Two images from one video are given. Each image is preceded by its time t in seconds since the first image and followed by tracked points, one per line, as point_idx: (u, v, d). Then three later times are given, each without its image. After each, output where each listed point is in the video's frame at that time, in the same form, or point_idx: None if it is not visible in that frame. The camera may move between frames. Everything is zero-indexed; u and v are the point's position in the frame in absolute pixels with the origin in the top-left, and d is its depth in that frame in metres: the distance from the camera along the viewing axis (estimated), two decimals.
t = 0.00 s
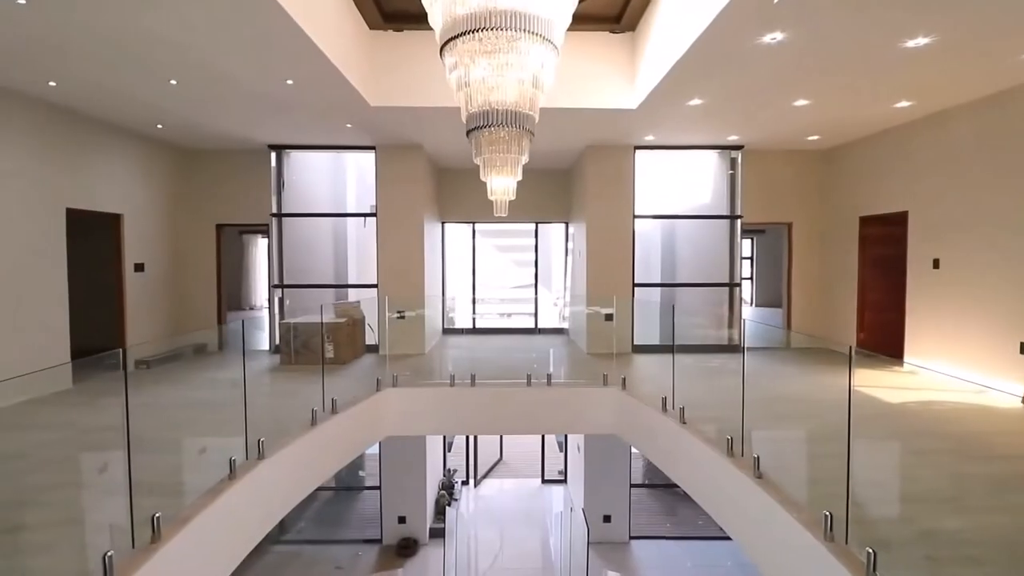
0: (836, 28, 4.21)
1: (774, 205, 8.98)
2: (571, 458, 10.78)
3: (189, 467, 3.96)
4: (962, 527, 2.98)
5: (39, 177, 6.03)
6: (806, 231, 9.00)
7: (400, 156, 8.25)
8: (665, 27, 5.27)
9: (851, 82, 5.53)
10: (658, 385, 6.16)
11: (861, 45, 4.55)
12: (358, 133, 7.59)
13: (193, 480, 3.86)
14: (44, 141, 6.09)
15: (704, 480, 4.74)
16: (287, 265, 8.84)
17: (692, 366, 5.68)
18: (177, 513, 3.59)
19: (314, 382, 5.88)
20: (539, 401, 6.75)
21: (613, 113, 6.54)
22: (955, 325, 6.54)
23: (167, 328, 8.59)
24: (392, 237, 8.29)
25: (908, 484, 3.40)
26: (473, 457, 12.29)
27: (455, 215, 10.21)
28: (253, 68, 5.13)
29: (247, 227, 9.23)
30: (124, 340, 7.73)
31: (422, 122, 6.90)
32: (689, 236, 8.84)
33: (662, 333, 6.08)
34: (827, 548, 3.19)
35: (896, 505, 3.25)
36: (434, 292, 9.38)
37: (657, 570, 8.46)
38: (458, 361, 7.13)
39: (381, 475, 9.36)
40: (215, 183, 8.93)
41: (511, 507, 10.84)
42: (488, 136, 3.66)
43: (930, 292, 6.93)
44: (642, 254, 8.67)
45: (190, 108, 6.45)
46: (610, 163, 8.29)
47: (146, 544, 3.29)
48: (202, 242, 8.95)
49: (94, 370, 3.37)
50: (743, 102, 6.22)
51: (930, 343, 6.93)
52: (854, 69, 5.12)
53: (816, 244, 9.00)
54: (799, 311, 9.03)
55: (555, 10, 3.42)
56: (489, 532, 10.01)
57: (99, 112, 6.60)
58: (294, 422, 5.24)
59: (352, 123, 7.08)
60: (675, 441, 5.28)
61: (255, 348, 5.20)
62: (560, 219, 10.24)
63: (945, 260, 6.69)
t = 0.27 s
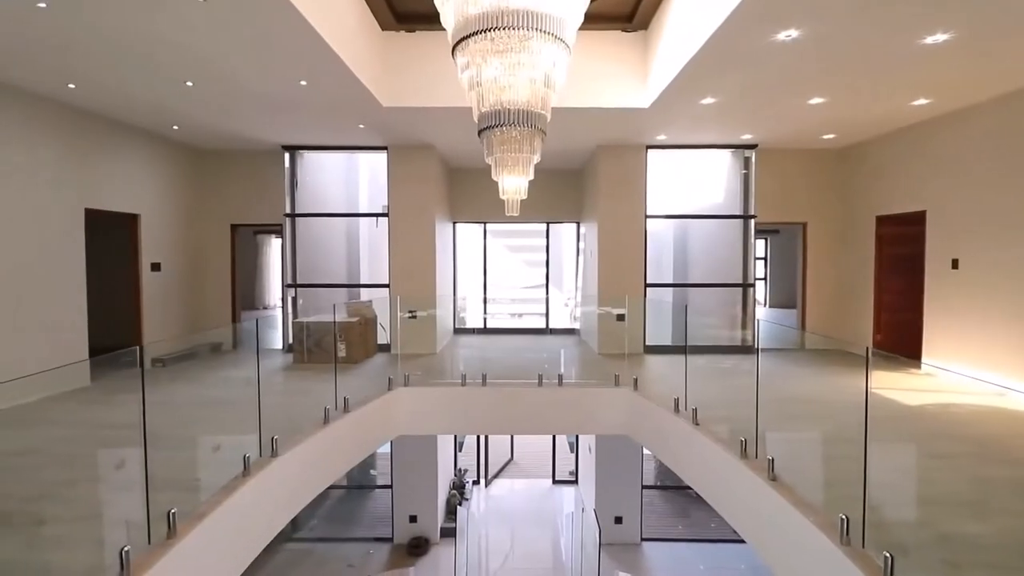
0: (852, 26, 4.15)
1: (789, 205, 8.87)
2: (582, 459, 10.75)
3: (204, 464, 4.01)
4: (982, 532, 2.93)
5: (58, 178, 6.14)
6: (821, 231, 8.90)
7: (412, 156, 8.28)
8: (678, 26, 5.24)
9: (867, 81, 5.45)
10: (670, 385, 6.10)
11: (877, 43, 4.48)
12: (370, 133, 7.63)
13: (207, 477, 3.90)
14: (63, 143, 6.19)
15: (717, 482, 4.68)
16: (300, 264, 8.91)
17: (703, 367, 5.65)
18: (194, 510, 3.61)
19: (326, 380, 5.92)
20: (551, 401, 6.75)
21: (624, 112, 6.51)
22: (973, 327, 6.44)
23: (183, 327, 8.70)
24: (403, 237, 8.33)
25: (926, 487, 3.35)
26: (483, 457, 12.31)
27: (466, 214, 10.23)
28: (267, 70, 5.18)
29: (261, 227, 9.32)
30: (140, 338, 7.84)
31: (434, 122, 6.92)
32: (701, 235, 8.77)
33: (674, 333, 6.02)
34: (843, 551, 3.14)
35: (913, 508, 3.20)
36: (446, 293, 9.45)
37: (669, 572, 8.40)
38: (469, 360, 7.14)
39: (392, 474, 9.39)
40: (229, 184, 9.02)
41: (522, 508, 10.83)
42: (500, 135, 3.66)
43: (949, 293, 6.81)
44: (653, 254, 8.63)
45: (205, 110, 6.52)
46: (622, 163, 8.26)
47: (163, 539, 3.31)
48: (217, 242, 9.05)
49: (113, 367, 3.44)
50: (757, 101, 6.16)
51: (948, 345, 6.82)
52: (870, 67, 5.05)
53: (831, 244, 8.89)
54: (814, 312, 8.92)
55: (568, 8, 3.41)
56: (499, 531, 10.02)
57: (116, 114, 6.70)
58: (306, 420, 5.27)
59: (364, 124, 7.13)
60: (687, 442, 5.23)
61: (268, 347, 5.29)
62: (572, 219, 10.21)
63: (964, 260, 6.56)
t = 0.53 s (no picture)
0: (858, 26, 4.14)
1: (794, 206, 8.85)
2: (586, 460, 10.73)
3: (210, 464, 4.03)
4: (988, 535, 2.91)
5: (66, 179, 6.19)
6: (827, 231, 8.85)
7: (416, 157, 8.30)
8: (683, 26, 5.23)
9: (872, 82, 5.43)
10: (675, 387, 6.07)
11: (884, 43, 4.45)
12: (375, 135, 7.65)
13: (213, 478, 3.92)
14: (70, 145, 6.24)
15: (723, 485, 4.66)
16: (306, 265, 8.95)
17: (708, 368, 5.71)
18: (200, 510, 3.63)
19: (332, 381, 5.94)
20: (556, 404, 6.68)
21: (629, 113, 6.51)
22: (978, 328, 6.43)
23: (189, 327, 8.75)
24: (408, 238, 8.35)
25: (931, 489, 3.33)
26: (488, 457, 12.33)
27: (471, 215, 10.24)
28: (272, 72, 5.20)
29: (267, 228, 9.37)
30: (146, 338, 7.89)
31: (438, 123, 6.93)
32: (706, 236, 8.76)
33: (680, 335, 6.01)
34: (847, 554, 3.14)
35: (919, 510, 3.19)
36: (450, 294, 9.47)
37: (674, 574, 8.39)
38: (474, 361, 7.14)
39: (397, 475, 9.40)
40: (235, 185, 9.07)
41: (527, 508, 10.83)
42: (505, 138, 3.68)
43: (954, 294, 6.79)
44: (658, 254, 8.60)
45: (211, 112, 6.55)
46: (626, 164, 8.26)
47: (170, 541, 3.33)
48: (223, 243, 9.09)
49: (123, 368, 3.51)
50: (761, 102, 6.15)
51: (953, 346, 6.80)
52: (876, 68, 5.04)
53: (838, 245, 8.84)
54: (819, 313, 8.88)
55: (574, 11, 3.41)
56: (503, 531, 10.03)
57: (124, 117, 6.75)
58: (311, 421, 5.28)
59: (369, 125, 7.15)
60: (692, 444, 5.21)
61: (275, 347, 5.35)
62: (576, 219, 10.21)
63: (971, 261, 6.53)
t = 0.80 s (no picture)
0: (859, 29, 4.14)
1: (796, 207, 8.85)
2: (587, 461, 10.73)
3: (212, 466, 4.04)
4: (989, 538, 2.92)
5: (67, 181, 6.20)
6: (828, 232, 8.85)
7: (417, 159, 8.30)
8: (683, 28, 5.24)
9: (873, 83, 5.44)
10: (676, 389, 6.07)
11: (884, 45, 4.46)
12: (376, 137, 7.66)
13: (215, 480, 3.93)
14: (72, 147, 6.26)
15: (724, 488, 4.66)
16: (307, 266, 8.96)
17: (710, 369, 5.67)
18: (203, 513, 3.63)
19: (333, 383, 5.95)
20: (557, 406, 6.67)
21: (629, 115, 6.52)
22: (977, 329, 6.45)
23: (190, 329, 8.76)
24: (409, 239, 8.36)
25: (933, 492, 3.34)
26: (489, 458, 12.34)
27: (471, 217, 10.25)
28: (274, 74, 5.21)
29: (268, 229, 9.39)
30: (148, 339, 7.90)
31: (439, 125, 6.94)
32: (706, 237, 8.76)
33: (681, 337, 6.01)
34: (847, 557, 3.14)
35: (920, 513, 3.19)
36: (451, 295, 9.49)
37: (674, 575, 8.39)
38: (474, 363, 7.15)
39: (398, 476, 9.41)
40: (236, 187, 9.09)
41: (527, 509, 10.84)
42: (505, 142, 3.70)
43: (955, 296, 6.80)
44: (659, 255, 8.59)
45: (212, 114, 6.57)
46: (627, 165, 8.27)
47: (173, 544, 3.34)
48: (224, 245, 9.12)
49: (126, 372, 3.54)
50: (761, 103, 6.16)
51: (953, 348, 6.81)
52: (876, 70, 5.04)
53: (838, 247, 8.85)
54: (820, 315, 8.87)
55: (575, 15, 3.42)
56: (504, 532, 10.06)
57: (125, 118, 6.77)
58: (313, 423, 5.29)
59: (371, 127, 7.17)
60: (693, 446, 5.21)
61: (276, 349, 5.37)
62: (576, 221, 10.21)
63: (971, 263, 6.53)
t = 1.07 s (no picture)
0: (860, 31, 4.16)
1: (796, 207, 8.86)
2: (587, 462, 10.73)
3: (213, 467, 4.04)
4: (990, 540, 2.93)
5: (68, 182, 6.21)
6: (828, 233, 8.86)
7: (417, 159, 8.31)
8: (683, 30, 5.25)
9: (873, 84, 5.44)
10: (676, 390, 6.08)
11: (883, 47, 4.47)
12: (377, 137, 7.67)
13: (216, 482, 3.94)
14: (72, 147, 6.26)
15: (724, 490, 4.66)
16: (307, 267, 8.97)
17: (710, 370, 5.69)
18: (204, 514, 3.63)
19: (334, 385, 5.95)
20: (557, 407, 6.68)
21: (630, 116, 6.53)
22: (977, 330, 6.46)
23: (190, 330, 8.77)
24: (409, 240, 8.36)
25: (933, 494, 3.34)
26: (489, 458, 12.35)
27: (471, 217, 10.26)
28: (275, 75, 5.22)
29: (268, 230, 9.40)
30: (148, 340, 7.91)
31: (440, 126, 6.95)
32: (706, 238, 8.78)
33: (681, 337, 6.02)
34: (847, 558, 3.15)
35: (920, 515, 3.20)
36: (451, 296, 9.49)
37: None
38: (474, 364, 7.17)
39: (398, 477, 9.41)
40: (236, 187, 9.10)
41: (527, 509, 10.84)
42: (505, 144, 3.71)
43: (955, 297, 6.80)
44: (658, 255, 8.60)
45: (213, 114, 6.57)
46: (627, 166, 8.27)
47: (174, 546, 3.31)
48: (224, 246, 9.13)
49: (127, 375, 3.56)
50: (761, 104, 6.17)
51: (953, 349, 6.82)
52: (876, 71, 5.05)
53: (838, 249, 8.86)
54: (820, 315, 8.87)
55: (575, 17, 3.42)
56: (504, 532, 10.08)
57: (126, 119, 6.77)
58: (313, 424, 5.30)
59: (371, 129, 7.18)
60: (693, 447, 5.22)
61: (276, 351, 5.39)
62: (576, 221, 10.22)
63: (971, 264, 6.54)
